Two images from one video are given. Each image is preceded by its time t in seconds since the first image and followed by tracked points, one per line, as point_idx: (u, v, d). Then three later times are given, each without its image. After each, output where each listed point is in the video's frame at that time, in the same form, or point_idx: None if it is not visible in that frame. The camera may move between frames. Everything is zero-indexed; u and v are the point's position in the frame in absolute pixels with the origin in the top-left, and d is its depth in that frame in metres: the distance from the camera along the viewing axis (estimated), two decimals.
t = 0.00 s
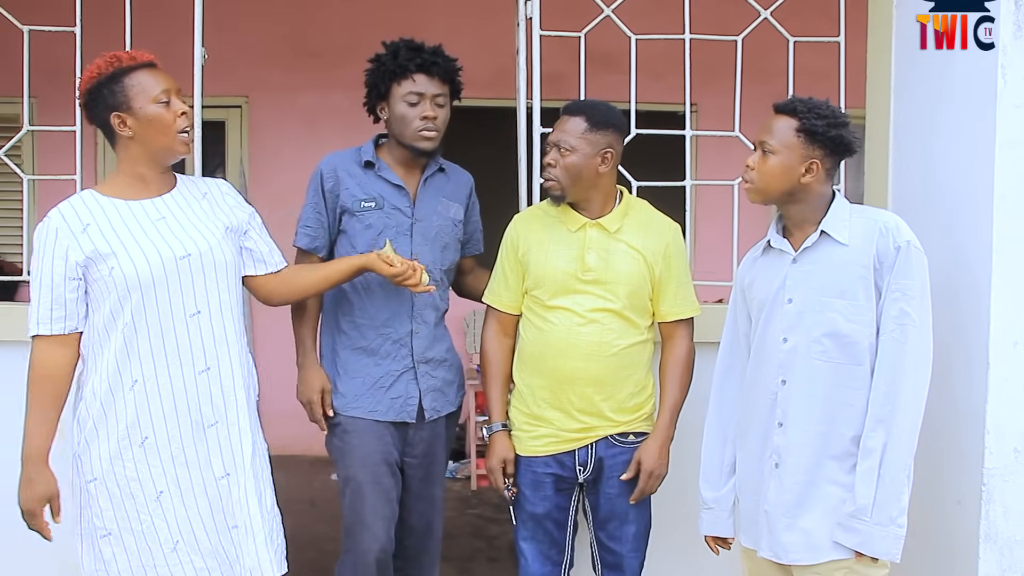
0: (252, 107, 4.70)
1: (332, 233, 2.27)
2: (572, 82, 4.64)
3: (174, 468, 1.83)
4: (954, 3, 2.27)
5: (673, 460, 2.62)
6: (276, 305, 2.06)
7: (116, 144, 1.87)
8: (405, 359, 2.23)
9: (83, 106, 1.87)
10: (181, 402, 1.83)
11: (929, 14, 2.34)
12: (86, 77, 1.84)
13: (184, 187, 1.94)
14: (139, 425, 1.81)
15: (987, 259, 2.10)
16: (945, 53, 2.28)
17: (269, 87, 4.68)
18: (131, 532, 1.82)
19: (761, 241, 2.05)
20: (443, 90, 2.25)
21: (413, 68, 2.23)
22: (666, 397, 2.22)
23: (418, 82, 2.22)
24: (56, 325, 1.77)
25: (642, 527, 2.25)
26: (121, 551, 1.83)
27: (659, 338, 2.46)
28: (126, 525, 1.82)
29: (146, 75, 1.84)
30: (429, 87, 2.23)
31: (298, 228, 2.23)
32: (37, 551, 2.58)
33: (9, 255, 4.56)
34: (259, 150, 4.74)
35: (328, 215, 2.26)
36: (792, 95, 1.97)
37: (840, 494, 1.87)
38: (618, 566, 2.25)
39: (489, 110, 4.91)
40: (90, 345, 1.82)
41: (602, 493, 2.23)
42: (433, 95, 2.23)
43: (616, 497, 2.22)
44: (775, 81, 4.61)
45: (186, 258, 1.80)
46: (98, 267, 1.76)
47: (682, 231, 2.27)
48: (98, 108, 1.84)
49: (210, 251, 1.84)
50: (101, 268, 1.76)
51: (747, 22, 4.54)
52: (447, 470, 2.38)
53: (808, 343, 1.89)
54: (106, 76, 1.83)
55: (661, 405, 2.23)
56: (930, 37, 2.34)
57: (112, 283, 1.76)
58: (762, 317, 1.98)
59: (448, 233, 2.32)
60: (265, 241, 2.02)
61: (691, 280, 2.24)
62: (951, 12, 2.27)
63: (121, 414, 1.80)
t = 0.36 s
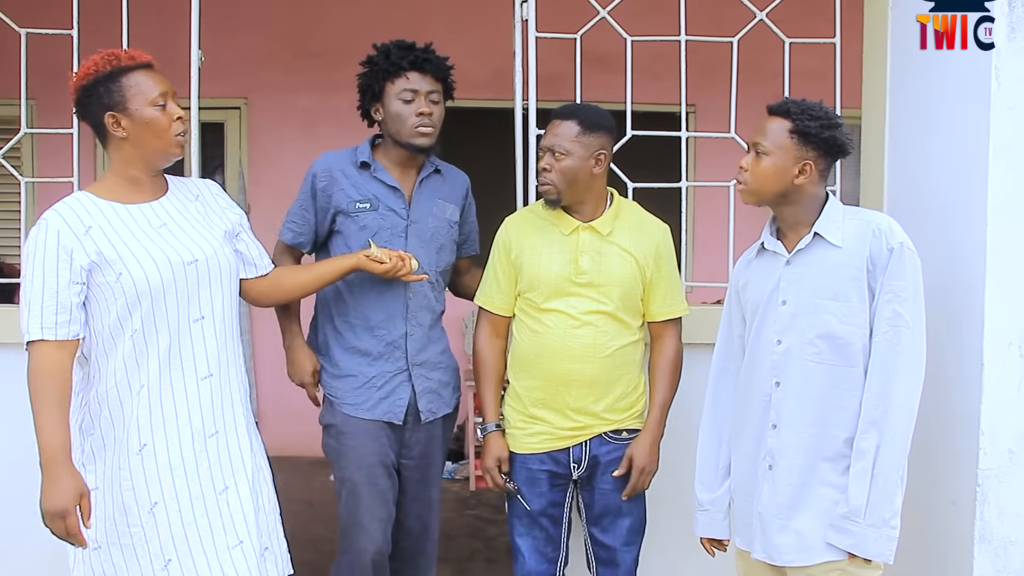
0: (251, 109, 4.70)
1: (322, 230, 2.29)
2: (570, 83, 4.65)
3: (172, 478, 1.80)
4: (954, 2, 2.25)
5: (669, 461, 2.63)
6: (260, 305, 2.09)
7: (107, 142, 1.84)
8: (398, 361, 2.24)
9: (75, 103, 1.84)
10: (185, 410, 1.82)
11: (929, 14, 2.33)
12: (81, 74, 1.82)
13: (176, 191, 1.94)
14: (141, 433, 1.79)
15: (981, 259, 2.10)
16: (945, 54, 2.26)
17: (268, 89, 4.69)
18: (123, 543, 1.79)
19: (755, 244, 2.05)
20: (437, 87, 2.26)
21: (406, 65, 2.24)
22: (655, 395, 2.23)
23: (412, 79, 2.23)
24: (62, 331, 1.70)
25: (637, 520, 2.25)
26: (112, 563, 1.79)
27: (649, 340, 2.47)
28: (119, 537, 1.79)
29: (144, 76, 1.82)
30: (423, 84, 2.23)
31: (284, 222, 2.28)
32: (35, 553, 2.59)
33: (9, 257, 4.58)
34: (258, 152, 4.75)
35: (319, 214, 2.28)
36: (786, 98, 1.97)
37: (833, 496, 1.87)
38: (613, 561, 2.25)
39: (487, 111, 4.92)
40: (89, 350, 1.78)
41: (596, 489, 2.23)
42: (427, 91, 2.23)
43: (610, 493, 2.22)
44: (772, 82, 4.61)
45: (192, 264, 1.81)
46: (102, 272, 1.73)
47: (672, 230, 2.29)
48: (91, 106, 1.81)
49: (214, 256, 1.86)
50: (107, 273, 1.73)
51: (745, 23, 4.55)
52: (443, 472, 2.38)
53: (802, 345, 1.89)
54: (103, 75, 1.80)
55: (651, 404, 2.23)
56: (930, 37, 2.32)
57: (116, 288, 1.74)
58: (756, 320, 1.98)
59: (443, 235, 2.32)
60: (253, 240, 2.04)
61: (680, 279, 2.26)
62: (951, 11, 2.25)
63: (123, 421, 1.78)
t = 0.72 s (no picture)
0: (251, 109, 4.70)
1: (314, 222, 2.28)
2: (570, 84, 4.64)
3: (208, 478, 1.80)
4: (954, 2, 2.26)
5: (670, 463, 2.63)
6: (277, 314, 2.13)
7: (130, 144, 1.85)
8: (393, 363, 2.24)
9: (99, 107, 1.85)
10: (216, 409, 1.81)
11: (928, 14, 2.33)
12: (106, 78, 1.84)
13: (198, 192, 1.94)
14: (173, 433, 1.79)
15: (983, 261, 2.10)
16: (945, 53, 2.27)
17: (268, 89, 4.69)
18: (161, 543, 1.79)
19: (756, 245, 2.05)
20: (434, 85, 2.26)
21: (403, 65, 2.24)
22: (665, 389, 2.23)
23: (409, 78, 2.23)
24: (84, 335, 1.72)
25: (641, 522, 2.26)
26: (149, 562, 1.78)
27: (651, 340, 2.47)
28: (157, 537, 1.79)
29: (169, 80, 1.84)
30: (421, 83, 2.23)
31: (270, 206, 2.27)
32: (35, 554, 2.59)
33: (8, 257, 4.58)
34: (258, 152, 4.74)
35: (311, 206, 2.27)
36: (787, 98, 1.97)
37: (833, 498, 1.86)
38: (616, 564, 2.25)
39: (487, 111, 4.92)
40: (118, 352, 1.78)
41: (600, 491, 2.23)
42: (425, 91, 2.23)
43: (616, 494, 2.22)
44: (773, 82, 4.60)
45: (219, 262, 1.81)
46: (130, 274, 1.73)
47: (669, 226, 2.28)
48: (117, 107, 1.83)
49: (240, 254, 1.86)
50: (134, 275, 1.73)
51: (745, 23, 4.54)
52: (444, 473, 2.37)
53: (803, 347, 1.89)
54: (129, 77, 1.82)
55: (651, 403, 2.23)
56: (930, 37, 2.32)
57: (144, 290, 1.74)
58: (756, 322, 1.97)
59: (442, 237, 2.32)
60: (274, 248, 2.06)
61: (681, 276, 2.25)
62: (952, 12, 2.26)
63: (154, 423, 1.78)
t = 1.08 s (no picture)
0: (253, 109, 4.71)
1: (320, 217, 2.30)
2: (573, 84, 4.64)
3: (222, 474, 1.80)
4: (954, 2, 2.26)
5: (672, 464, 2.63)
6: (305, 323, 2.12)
7: (168, 143, 1.86)
8: (392, 364, 2.25)
9: (138, 105, 1.86)
10: (229, 406, 1.80)
11: (929, 14, 2.33)
12: (146, 76, 1.85)
13: (235, 192, 1.94)
14: (188, 429, 1.78)
15: (984, 262, 2.10)
16: (945, 53, 2.27)
17: (270, 89, 4.69)
18: (181, 537, 1.80)
19: (758, 246, 2.05)
20: (446, 88, 2.26)
21: (415, 66, 2.25)
22: (662, 386, 2.22)
23: (421, 80, 2.24)
24: (109, 330, 1.74)
25: (641, 524, 2.25)
26: (173, 554, 1.80)
27: (650, 339, 2.47)
28: (177, 530, 1.79)
29: (206, 80, 1.84)
30: (432, 85, 2.24)
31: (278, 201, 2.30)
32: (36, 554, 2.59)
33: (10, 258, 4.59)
34: (260, 153, 4.75)
35: (317, 202, 2.29)
36: (788, 99, 1.97)
37: (834, 500, 1.86)
38: (617, 565, 2.25)
39: (489, 112, 4.92)
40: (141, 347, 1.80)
41: (600, 492, 2.23)
42: (437, 93, 2.23)
43: (616, 495, 2.22)
44: (776, 82, 4.59)
45: (234, 259, 1.79)
46: (148, 270, 1.74)
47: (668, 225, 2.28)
48: (155, 107, 1.84)
49: (259, 252, 1.83)
50: (151, 272, 1.74)
51: (747, 23, 4.54)
52: (445, 475, 2.37)
53: (805, 348, 1.88)
54: (168, 78, 1.83)
55: (653, 402, 2.23)
56: (930, 37, 2.32)
57: (161, 286, 1.74)
58: (759, 322, 1.97)
59: (447, 240, 2.30)
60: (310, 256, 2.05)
61: (681, 275, 2.25)
62: (952, 11, 2.26)
63: (172, 418, 1.78)
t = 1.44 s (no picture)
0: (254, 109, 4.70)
1: (334, 221, 2.29)
2: (574, 84, 4.64)
3: (253, 480, 1.77)
4: (955, 2, 2.26)
5: (674, 465, 2.63)
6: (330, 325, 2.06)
7: (199, 149, 1.83)
8: (402, 366, 2.22)
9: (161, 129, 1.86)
10: (264, 411, 1.79)
11: (929, 14, 2.34)
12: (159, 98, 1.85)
13: (266, 197, 1.91)
14: (222, 432, 1.76)
15: (987, 263, 2.10)
16: (947, 53, 2.27)
17: (271, 89, 4.69)
18: (205, 542, 1.75)
19: (761, 247, 2.05)
20: (467, 95, 2.27)
21: (437, 73, 2.26)
22: (663, 387, 2.21)
23: (442, 86, 2.25)
24: (143, 326, 1.68)
25: (642, 525, 2.25)
26: (195, 560, 1.76)
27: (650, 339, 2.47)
28: (202, 535, 1.75)
29: (217, 79, 1.84)
30: (453, 92, 2.25)
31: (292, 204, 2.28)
32: (39, 553, 2.59)
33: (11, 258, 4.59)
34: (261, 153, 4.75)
35: (331, 206, 2.28)
36: (789, 101, 1.97)
37: (837, 501, 1.86)
38: (617, 566, 2.25)
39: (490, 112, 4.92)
40: (175, 345, 1.75)
41: (600, 493, 2.23)
42: (457, 100, 2.25)
43: (615, 496, 2.22)
44: (777, 82, 4.59)
45: (276, 266, 1.77)
46: (187, 269, 1.70)
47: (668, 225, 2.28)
48: (178, 117, 1.82)
49: (298, 261, 1.82)
50: (190, 271, 1.70)
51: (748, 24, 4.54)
52: (451, 475, 2.38)
53: (808, 349, 1.88)
54: (179, 88, 1.83)
55: (656, 400, 2.22)
56: (931, 37, 2.33)
57: (200, 286, 1.70)
58: (762, 323, 1.97)
59: (459, 244, 2.31)
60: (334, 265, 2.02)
61: (681, 274, 2.25)
62: (952, 11, 2.26)
63: (209, 419, 1.75)
